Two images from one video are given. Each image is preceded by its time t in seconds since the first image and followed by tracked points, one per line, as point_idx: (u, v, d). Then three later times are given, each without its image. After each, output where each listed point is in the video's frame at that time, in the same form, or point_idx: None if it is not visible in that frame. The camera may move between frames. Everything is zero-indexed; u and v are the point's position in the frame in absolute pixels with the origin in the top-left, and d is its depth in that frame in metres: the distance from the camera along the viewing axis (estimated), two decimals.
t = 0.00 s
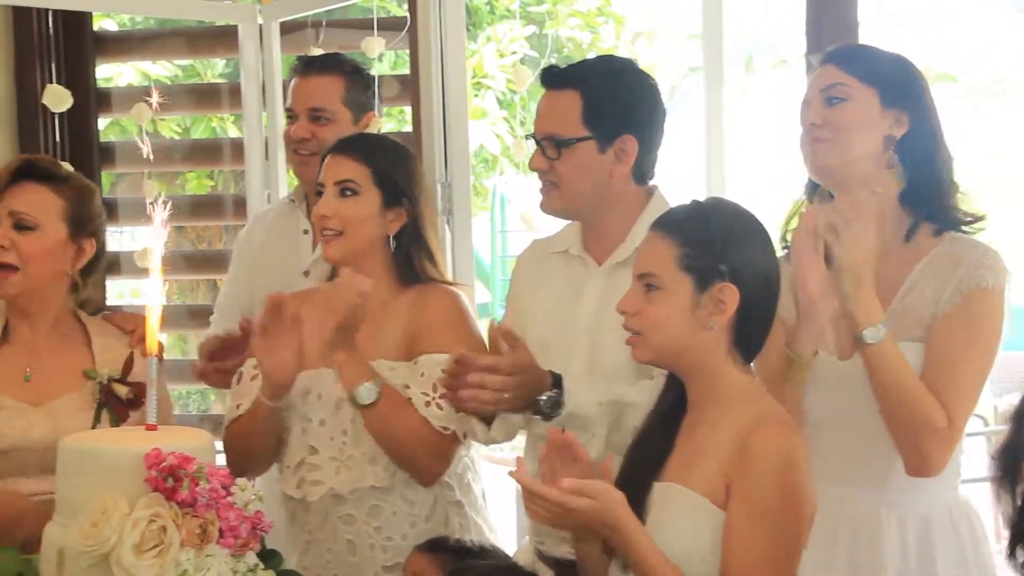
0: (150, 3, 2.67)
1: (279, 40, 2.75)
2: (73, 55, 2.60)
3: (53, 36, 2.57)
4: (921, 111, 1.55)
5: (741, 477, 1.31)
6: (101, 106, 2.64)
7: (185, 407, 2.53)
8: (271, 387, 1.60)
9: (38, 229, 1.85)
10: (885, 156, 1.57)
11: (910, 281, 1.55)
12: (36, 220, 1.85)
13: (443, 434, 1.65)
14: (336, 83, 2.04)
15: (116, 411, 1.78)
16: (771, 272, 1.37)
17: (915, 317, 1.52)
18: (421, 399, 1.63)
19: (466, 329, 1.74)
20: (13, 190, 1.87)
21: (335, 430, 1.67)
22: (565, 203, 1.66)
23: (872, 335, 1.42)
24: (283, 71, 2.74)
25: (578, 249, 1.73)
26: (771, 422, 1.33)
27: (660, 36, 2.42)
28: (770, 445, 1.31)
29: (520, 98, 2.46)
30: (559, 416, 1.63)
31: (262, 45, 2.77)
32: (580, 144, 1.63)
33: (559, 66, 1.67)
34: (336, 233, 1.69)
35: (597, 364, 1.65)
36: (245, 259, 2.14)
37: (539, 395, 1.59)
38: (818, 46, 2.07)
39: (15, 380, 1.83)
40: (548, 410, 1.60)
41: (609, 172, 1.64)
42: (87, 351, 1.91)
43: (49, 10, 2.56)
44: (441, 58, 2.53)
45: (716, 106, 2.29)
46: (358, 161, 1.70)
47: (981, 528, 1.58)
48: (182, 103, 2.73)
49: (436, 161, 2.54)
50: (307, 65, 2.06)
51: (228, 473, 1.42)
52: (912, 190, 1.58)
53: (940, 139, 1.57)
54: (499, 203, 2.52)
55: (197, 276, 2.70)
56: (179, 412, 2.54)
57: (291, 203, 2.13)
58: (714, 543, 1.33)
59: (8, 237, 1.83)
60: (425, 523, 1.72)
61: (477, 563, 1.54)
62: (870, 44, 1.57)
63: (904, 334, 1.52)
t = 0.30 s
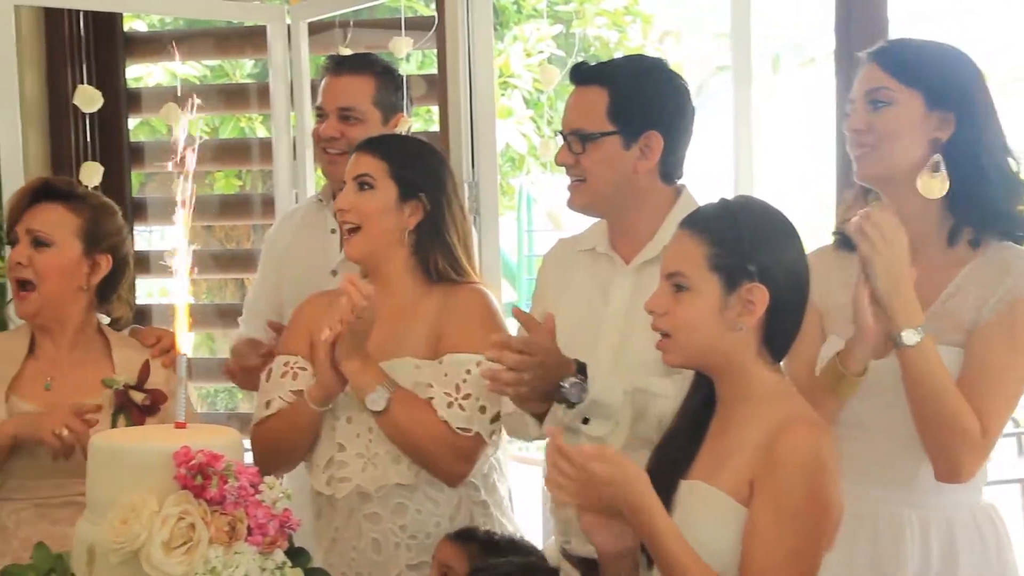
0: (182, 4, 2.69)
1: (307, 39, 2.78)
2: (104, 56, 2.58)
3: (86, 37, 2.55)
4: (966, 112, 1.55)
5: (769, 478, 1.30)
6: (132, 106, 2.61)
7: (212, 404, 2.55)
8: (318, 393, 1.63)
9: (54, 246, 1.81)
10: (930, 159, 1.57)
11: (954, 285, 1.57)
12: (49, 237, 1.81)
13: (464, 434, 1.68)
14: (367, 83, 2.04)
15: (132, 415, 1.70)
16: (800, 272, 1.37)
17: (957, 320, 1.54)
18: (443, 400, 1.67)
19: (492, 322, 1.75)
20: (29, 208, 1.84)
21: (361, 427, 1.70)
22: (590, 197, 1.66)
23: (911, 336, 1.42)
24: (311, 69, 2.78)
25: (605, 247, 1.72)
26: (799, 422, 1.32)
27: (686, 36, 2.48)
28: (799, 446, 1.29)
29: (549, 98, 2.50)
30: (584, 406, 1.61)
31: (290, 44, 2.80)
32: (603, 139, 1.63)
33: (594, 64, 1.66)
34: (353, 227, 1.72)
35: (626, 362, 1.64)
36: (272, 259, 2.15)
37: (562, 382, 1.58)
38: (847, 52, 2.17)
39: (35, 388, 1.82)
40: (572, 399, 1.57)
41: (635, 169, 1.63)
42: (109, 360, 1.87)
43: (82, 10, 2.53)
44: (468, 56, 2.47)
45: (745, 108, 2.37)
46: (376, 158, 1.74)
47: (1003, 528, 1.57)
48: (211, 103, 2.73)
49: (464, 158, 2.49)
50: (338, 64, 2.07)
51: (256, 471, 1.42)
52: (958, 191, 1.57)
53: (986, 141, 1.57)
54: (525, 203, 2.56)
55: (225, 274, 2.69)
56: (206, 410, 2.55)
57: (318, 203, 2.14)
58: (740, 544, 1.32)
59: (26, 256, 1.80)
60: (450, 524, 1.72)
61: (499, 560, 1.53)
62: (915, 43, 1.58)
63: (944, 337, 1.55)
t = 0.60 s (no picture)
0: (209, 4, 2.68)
1: (332, 38, 2.76)
2: (130, 54, 2.60)
3: (112, 37, 2.58)
4: (995, 109, 1.54)
5: (798, 475, 1.29)
6: (158, 106, 2.64)
7: (237, 403, 2.56)
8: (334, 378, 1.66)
9: (82, 255, 1.82)
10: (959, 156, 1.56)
11: (986, 280, 1.56)
12: (78, 245, 1.82)
13: (488, 424, 1.68)
14: (391, 83, 2.05)
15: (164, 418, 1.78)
16: (828, 269, 1.36)
17: (989, 317, 1.54)
18: (467, 390, 1.67)
19: (515, 320, 1.76)
20: (57, 218, 1.85)
21: (383, 420, 1.70)
22: (625, 192, 1.65)
23: (944, 330, 1.42)
24: (336, 69, 2.75)
25: (630, 246, 1.73)
26: (826, 419, 1.32)
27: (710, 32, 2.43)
28: (828, 443, 1.29)
29: (572, 97, 2.52)
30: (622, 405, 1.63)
31: (315, 43, 2.78)
32: (633, 137, 1.62)
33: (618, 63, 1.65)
34: (374, 225, 1.73)
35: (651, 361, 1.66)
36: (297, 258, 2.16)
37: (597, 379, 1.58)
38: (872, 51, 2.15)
39: (66, 392, 1.83)
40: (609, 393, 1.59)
41: (666, 166, 1.64)
42: (136, 365, 1.90)
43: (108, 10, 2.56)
44: (492, 48, 2.48)
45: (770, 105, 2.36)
46: (393, 154, 1.74)
47: None
48: (235, 103, 2.74)
49: (488, 153, 2.51)
50: (362, 64, 2.07)
51: (281, 469, 1.43)
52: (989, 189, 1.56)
53: (1014, 137, 1.55)
54: (548, 202, 2.55)
55: (250, 273, 2.72)
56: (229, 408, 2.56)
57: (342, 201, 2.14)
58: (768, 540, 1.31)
59: (55, 264, 1.81)
60: (473, 518, 1.73)
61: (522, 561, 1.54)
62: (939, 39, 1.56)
63: (976, 334, 1.55)
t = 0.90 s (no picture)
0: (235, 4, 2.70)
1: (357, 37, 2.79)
2: (157, 53, 2.62)
3: (138, 37, 2.60)
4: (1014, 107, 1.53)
5: (830, 475, 1.29)
6: (184, 105, 2.65)
7: (262, 401, 2.55)
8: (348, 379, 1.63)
9: (110, 258, 1.83)
10: (979, 158, 1.55)
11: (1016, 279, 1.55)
12: (107, 249, 1.83)
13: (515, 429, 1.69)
14: (414, 83, 2.05)
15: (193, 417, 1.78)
16: (856, 269, 1.36)
17: (1019, 318, 1.53)
18: (493, 395, 1.68)
19: (539, 321, 1.75)
20: (84, 221, 1.86)
21: (407, 425, 1.70)
22: (653, 198, 1.65)
23: (973, 333, 1.42)
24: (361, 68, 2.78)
25: (655, 245, 1.73)
26: (857, 418, 1.31)
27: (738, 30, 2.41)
28: (859, 441, 1.29)
29: (597, 95, 2.52)
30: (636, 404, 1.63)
31: (340, 42, 2.81)
32: (665, 139, 1.62)
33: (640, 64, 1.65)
34: (397, 225, 1.72)
35: (676, 361, 1.65)
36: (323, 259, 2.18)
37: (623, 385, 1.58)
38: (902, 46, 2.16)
39: (92, 392, 1.84)
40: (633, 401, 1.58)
41: (698, 165, 1.64)
42: (160, 364, 1.91)
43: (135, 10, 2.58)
44: (516, 55, 2.47)
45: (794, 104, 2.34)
46: (413, 155, 1.74)
47: None
48: (260, 102, 2.74)
49: (512, 158, 2.49)
50: (386, 64, 2.07)
51: (306, 467, 1.41)
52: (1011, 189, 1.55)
53: None
54: (572, 200, 2.54)
55: (275, 272, 2.70)
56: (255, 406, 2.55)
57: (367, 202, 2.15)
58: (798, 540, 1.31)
59: (83, 267, 1.82)
60: (498, 520, 1.73)
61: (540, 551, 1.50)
62: (960, 37, 1.56)
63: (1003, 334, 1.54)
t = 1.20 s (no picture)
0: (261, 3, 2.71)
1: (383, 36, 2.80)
2: (185, 52, 2.63)
3: (166, 36, 2.61)
4: None
5: (859, 474, 1.28)
6: (211, 104, 2.65)
7: (288, 398, 2.57)
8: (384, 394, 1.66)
9: (139, 250, 1.85)
10: (995, 155, 1.53)
11: None
12: (136, 241, 1.84)
13: (541, 433, 1.68)
14: (438, 83, 2.06)
15: (219, 411, 1.82)
16: (886, 267, 1.35)
17: None
18: (518, 397, 1.67)
19: (566, 320, 1.75)
20: (113, 212, 1.86)
21: (435, 424, 1.72)
22: (680, 195, 1.65)
23: (989, 337, 1.40)
24: (387, 67, 2.79)
25: (680, 244, 1.72)
26: (885, 416, 1.30)
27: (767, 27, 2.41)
28: (889, 439, 1.28)
29: (621, 93, 2.53)
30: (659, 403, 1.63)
31: (366, 41, 2.82)
32: (690, 136, 1.61)
33: (663, 63, 1.65)
34: (424, 228, 1.73)
35: (702, 360, 1.65)
36: (350, 257, 2.18)
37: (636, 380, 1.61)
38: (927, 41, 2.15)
39: (119, 384, 1.84)
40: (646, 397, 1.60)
41: (723, 162, 1.63)
42: (184, 358, 1.93)
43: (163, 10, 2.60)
44: (541, 54, 2.47)
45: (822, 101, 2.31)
46: (434, 158, 1.74)
47: None
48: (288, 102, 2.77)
49: (536, 155, 2.49)
50: (410, 64, 2.08)
51: (332, 465, 1.42)
52: None
53: None
54: (597, 198, 2.54)
55: (300, 270, 2.73)
56: (281, 403, 2.57)
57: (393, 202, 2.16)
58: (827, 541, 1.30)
59: (112, 259, 1.83)
60: (521, 519, 1.73)
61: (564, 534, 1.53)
62: (980, 35, 1.54)
63: None
